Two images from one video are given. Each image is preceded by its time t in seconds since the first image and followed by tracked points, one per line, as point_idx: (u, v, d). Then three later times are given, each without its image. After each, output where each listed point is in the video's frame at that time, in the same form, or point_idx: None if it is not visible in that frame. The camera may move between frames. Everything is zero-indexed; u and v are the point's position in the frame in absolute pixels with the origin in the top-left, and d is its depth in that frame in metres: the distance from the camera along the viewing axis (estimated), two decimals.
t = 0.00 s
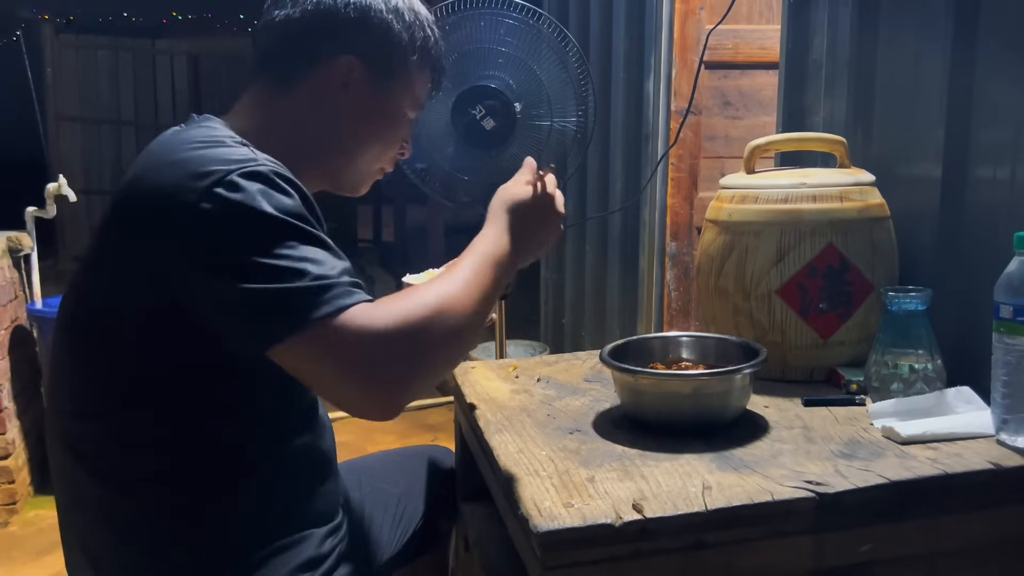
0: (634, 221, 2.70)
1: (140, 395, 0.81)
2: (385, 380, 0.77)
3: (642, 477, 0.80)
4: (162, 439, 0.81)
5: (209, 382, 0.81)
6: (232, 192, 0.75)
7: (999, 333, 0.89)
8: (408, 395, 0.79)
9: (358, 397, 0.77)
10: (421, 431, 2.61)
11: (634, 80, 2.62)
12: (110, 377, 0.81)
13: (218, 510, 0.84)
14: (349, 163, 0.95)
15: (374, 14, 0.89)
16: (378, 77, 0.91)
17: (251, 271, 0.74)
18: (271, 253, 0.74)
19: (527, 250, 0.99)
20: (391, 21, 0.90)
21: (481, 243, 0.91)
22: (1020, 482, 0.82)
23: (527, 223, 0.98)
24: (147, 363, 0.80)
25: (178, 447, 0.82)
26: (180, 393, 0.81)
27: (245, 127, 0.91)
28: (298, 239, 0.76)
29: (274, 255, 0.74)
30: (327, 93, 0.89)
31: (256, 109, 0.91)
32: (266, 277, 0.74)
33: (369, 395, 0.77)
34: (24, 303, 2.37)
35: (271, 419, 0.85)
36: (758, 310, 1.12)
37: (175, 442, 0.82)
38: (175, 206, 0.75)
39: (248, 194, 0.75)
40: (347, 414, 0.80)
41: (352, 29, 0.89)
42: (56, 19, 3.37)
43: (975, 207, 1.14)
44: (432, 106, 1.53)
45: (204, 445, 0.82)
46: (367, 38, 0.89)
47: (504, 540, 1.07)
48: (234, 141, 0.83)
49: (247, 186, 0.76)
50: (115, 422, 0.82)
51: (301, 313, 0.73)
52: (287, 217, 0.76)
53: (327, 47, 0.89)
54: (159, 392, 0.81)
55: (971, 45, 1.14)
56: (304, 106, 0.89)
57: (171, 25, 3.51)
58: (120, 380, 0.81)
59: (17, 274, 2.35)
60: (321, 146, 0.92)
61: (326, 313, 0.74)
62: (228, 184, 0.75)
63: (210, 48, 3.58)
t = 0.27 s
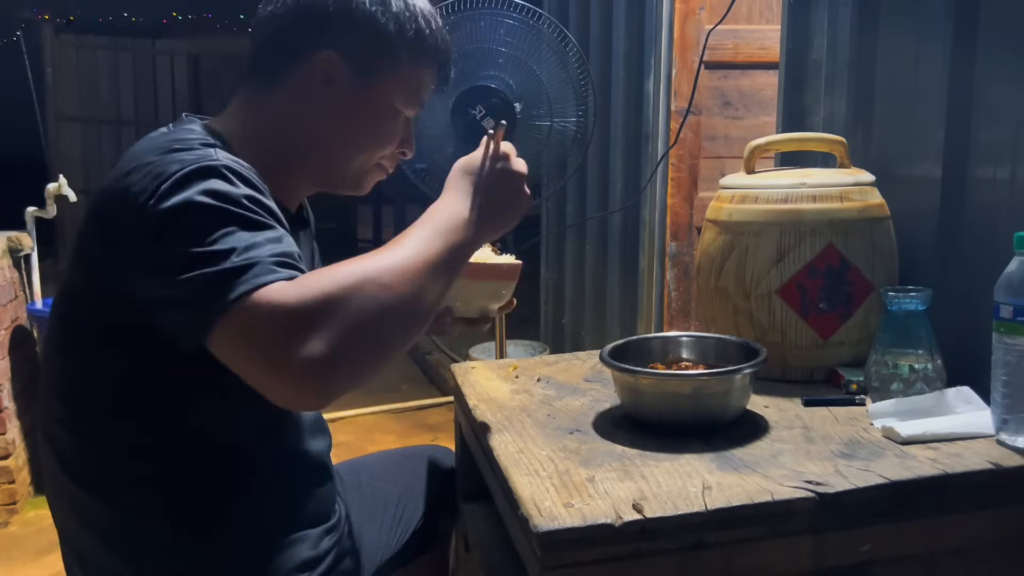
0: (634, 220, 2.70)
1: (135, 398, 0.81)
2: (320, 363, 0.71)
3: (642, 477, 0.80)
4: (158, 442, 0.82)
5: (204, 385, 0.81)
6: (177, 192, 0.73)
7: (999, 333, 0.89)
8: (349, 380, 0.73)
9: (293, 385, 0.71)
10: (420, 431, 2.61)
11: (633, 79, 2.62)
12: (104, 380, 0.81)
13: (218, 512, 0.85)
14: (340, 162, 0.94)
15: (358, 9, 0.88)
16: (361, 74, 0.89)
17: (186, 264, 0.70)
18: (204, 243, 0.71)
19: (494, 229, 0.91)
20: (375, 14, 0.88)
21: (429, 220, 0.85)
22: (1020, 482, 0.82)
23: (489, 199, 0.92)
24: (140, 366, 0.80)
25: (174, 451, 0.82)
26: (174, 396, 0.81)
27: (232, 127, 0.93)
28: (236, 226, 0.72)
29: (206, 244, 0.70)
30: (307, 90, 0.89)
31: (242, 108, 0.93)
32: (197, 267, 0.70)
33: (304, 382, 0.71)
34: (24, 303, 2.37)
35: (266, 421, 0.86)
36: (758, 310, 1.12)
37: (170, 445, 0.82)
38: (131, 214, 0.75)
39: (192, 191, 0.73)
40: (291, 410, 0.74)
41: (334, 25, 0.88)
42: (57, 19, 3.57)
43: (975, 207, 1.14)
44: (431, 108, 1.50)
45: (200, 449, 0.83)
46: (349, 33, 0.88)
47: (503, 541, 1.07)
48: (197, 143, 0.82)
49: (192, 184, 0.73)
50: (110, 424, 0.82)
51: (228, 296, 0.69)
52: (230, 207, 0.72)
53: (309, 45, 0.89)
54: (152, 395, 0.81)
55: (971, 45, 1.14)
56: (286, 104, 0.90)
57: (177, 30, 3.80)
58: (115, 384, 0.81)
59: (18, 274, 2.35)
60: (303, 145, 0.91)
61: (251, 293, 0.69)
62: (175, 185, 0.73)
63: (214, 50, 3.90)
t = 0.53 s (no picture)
0: (634, 220, 2.70)
1: (133, 399, 0.81)
2: (275, 352, 0.69)
3: (642, 477, 0.80)
4: (157, 443, 0.82)
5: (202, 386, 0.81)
6: (157, 185, 0.73)
7: (999, 333, 0.89)
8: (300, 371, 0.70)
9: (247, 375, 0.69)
10: (421, 431, 2.61)
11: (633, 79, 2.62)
12: (102, 381, 0.81)
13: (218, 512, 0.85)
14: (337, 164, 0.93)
15: (358, 10, 0.89)
16: (358, 76, 0.89)
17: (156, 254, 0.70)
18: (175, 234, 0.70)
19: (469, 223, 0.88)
20: (375, 15, 0.89)
21: (400, 210, 0.83)
22: (1020, 482, 0.82)
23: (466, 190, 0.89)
24: (137, 367, 0.80)
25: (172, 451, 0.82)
26: (172, 397, 0.81)
27: (231, 128, 0.94)
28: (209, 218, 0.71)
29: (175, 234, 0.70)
30: (302, 91, 0.89)
31: (241, 108, 0.94)
32: (164, 256, 0.69)
33: (259, 373, 0.69)
34: (24, 303, 2.37)
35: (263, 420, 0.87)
36: (758, 310, 1.12)
37: (169, 446, 0.82)
38: (115, 213, 0.75)
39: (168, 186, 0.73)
40: (249, 401, 0.73)
41: (334, 26, 0.89)
42: (57, 19, 3.64)
43: (975, 207, 1.14)
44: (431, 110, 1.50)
45: (198, 449, 0.83)
46: (348, 35, 0.88)
47: (503, 541, 1.07)
48: (185, 143, 0.82)
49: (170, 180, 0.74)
50: (109, 425, 0.82)
51: (185, 280, 0.68)
52: (205, 197, 0.72)
53: (308, 45, 0.89)
54: (151, 396, 0.81)
55: (971, 46, 1.14)
56: (282, 104, 0.90)
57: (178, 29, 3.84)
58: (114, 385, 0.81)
59: (18, 274, 2.35)
60: (297, 146, 0.91)
61: (204, 277, 0.67)
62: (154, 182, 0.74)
63: (213, 51, 3.92)
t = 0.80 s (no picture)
0: (634, 220, 2.70)
1: (133, 399, 0.81)
2: (244, 349, 0.67)
3: (642, 477, 0.80)
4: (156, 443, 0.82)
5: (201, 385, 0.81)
6: (147, 184, 0.74)
7: (999, 333, 0.89)
8: (272, 366, 0.69)
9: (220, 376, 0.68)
10: (421, 431, 2.61)
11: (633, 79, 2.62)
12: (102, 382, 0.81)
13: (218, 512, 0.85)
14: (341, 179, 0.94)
15: (375, 29, 0.90)
16: (372, 97, 0.89)
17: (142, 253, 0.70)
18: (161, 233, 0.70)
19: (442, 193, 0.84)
20: (392, 35, 0.90)
21: (368, 186, 0.78)
22: (1020, 482, 0.82)
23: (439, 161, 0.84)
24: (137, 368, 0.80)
25: (171, 451, 0.82)
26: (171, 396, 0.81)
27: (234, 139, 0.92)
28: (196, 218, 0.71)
29: (161, 233, 0.70)
30: (314, 111, 0.89)
31: (246, 121, 0.93)
32: (149, 254, 0.70)
33: (233, 371, 0.67)
34: (24, 303, 2.37)
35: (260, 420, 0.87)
36: (758, 310, 1.12)
37: (168, 446, 0.82)
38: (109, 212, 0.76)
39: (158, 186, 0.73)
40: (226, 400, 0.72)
41: (350, 47, 0.89)
42: (57, 19, 3.64)
43: (975, 208, 1.14)
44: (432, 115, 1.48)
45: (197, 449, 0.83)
46: (365, 56, 0.89)
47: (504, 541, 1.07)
48: (182, 143, 0.83)
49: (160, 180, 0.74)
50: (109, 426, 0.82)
51: (164, 275, 0.68)
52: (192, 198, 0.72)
53: (322, 65, 0.89)
54: (151, 396, 0.81)
55: (971, 46, 1.14)
56: (292, 122, 0.89)
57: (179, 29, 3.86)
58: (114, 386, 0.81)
59: (18, 274, 2.35)
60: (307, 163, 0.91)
61: (178, 272, 0.67)
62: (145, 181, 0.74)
63: (214, 52, 3.97)
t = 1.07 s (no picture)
0: (634, 220, 2.70)
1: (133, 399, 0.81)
2: (203, 388, 0.68)
3: (642, 477, 0.80)
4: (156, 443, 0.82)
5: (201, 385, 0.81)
6: (141, 194, 0.74)
7: (999, 333, 0.89)
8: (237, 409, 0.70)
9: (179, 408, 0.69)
10: (421, 431, 2.61)
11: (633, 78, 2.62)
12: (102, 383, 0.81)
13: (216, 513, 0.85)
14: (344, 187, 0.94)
15: (378, 32, 0.89)
16: (376, 101, 0.89)
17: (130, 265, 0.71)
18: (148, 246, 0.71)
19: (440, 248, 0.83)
20: (394, 39, 0.89)
21: (364, 235, 0.78)
22: (1020, 482, 0.82)
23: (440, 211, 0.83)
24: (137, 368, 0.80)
25: (170, 452, 0.83)
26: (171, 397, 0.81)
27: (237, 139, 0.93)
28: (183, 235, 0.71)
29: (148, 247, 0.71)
30: (318, 114, 0.89)
31: (250, 122, 0.93)
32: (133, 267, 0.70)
33: (198, 409, 0.69)
34: (24, 303, 2.37)
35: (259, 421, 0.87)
36: (758, 310, 1.12)
37: (168, 447, 0.82)
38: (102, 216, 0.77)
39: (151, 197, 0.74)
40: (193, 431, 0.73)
41: (353, 49, 0.89)
42: (57, 19, 3.68)
43: (975, 208, 1.14)
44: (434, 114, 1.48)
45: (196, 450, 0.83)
46: (368, 60, 0.88)
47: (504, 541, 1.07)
48: (183, 147, 0.83)
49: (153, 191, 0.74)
50: (108, 427, 0.82)
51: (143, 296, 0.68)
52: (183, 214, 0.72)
53: (326, 68, 0.89)
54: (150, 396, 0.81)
55: (971, 46, 1.14)
56: (296, 125, 0.90)
57: (180, 29, 3.86)
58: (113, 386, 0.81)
59: (18, 274, 2.35)
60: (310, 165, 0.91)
61: (155, 297, 0.67)
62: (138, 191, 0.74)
63: (213, 52, 3.93)
